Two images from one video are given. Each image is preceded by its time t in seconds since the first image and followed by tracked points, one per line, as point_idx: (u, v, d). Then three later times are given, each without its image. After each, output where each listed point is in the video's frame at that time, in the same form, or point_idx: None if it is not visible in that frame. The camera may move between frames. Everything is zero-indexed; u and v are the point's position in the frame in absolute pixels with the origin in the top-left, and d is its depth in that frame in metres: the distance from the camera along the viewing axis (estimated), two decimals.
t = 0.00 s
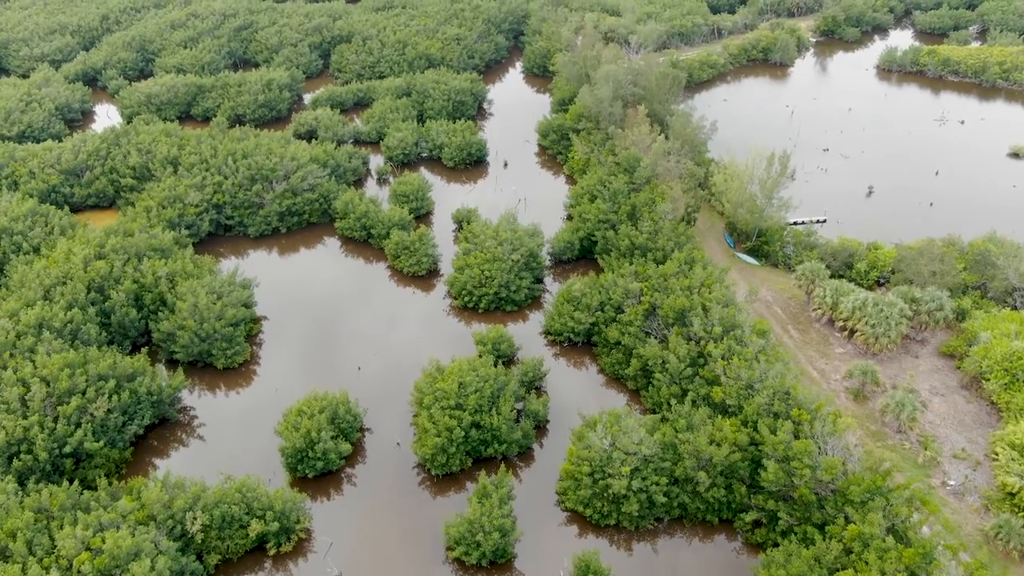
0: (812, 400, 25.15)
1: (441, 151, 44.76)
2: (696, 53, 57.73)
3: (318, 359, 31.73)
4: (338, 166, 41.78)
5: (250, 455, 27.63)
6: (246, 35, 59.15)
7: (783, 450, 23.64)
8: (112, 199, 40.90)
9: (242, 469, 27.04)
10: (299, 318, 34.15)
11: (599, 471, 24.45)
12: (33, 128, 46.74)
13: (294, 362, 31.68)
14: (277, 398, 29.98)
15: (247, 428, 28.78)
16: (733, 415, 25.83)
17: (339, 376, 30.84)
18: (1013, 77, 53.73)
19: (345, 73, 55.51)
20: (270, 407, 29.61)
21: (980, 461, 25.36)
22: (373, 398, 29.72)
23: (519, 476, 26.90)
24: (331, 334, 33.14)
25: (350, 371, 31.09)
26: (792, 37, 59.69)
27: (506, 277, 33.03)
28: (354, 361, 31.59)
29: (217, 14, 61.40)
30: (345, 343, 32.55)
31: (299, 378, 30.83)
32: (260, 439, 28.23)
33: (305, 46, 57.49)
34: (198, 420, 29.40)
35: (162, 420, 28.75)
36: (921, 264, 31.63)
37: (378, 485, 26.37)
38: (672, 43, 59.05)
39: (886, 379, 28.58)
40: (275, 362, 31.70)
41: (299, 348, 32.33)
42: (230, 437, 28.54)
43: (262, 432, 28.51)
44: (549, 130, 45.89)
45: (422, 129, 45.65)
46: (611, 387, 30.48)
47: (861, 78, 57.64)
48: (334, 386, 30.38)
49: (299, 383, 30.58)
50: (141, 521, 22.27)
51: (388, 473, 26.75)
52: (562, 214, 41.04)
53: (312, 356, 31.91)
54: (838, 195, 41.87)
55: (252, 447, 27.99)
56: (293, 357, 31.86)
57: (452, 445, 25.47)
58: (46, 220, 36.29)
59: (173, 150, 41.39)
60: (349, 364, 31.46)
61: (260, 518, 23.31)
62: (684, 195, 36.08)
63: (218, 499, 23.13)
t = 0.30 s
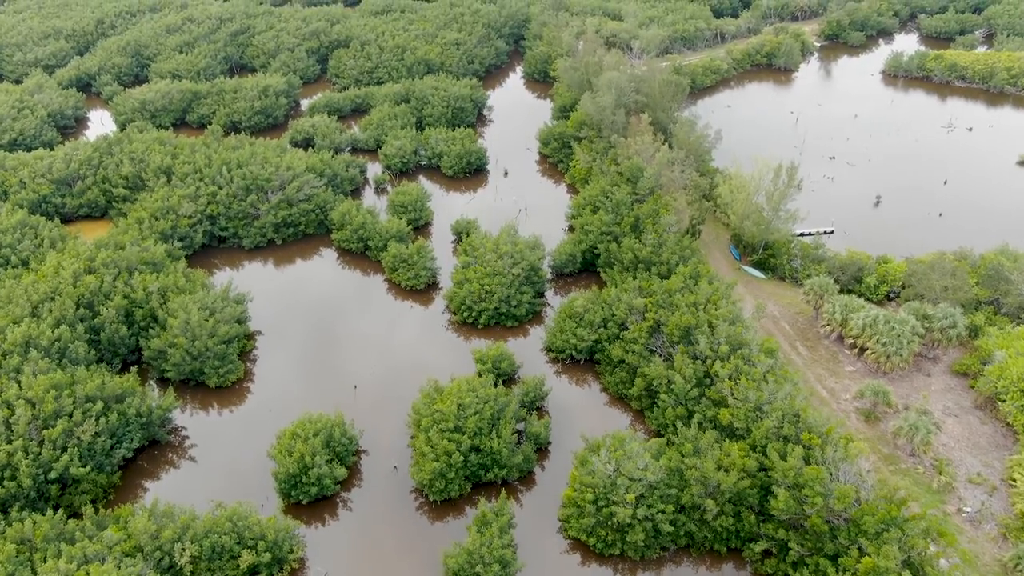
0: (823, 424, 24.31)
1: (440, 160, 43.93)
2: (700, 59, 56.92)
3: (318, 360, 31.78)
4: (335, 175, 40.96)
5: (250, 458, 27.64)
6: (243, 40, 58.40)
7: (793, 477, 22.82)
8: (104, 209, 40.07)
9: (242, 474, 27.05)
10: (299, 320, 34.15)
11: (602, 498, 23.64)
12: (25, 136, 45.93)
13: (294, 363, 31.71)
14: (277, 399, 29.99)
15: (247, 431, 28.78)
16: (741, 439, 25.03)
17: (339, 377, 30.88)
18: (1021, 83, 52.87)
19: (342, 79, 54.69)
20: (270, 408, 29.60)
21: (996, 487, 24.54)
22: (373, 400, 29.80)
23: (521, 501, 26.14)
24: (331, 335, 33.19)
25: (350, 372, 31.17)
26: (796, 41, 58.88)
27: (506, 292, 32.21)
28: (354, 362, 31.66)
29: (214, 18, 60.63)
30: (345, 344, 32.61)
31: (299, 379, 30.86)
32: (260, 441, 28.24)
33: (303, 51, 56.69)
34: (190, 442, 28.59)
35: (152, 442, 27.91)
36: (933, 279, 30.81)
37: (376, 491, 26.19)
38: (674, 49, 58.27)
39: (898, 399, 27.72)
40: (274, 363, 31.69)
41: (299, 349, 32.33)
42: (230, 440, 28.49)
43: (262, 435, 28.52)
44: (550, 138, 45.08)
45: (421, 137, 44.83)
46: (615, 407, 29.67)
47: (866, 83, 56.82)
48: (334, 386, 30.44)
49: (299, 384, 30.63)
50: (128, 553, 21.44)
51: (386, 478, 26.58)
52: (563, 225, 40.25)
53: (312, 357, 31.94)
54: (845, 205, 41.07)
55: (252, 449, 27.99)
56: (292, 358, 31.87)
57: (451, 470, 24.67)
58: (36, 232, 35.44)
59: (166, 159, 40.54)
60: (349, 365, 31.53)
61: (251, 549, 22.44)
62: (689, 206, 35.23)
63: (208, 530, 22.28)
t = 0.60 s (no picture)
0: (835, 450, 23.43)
1: (439, 169, 43.09)
2: (703, 64, 56.08)
3: (318, 361, 31.85)
4: (331, 185, 40.12)
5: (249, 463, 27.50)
6: (239, 45, 57.61)
7: (804, 506, 22.01)
8: (96, 220, 39.22)
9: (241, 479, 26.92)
10: (298, 324, 34.04)
11: (606, 527, 22.82)
12: (16, 144, 45.09)
13: (293, 367, 31.62)
14: (276, 403, 29.90)
15: (246, 435, 28.65)
16: (750, 464, 24.20)
17: (339, 380, 30.84)
18: None
19: (340, 85, 53.85)
20: (269, 411, 29.49)
21: (1014, 514, 23.65)
22: (373, 402, 29.76)
23: (522, 527, 25.36)
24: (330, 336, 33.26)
25: (350, 375, 31.14)
26: (801, 46, 58.01)
27: (507, 308, 31.37)
28: (354, 364, 31.73)
29: (210, 23, 59.83)
30: (344, 348, 32.56)
31: (299, 382, 30.83)
32: (260, 445, 28.14)
33: (300, 56, 55.87)
34: (181, 464, 27.77)
35: (141, 465, 27.09)
36: (946, 294, 29.94)
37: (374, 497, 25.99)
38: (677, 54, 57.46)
39: (911, 420, 26.86)
40: (273, 367, 31.60)
41: (298, 352, 32.27)
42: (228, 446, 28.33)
43: (262, 439, 28.41)
44: (551, 146, 44.24)
45: (420, 145, 43.97)
46: (619, 428, 28.88)
47: (871, 89, 55.96)
48: (334, 389, 30.40)
49: (298, 387, 30.57)
50: None
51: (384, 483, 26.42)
52: (565, 237, 39.42)
53: (312, 360, 31.89)
54: (852, 215, 40.26)
55: (252, 454, 27.86)
56: (292, 359, 31.92)
57: (450, 497, 23.86)
58: (25, 244, 34.56)
59: (159, 168, 39.67)
60: (349, 368, 31.55)
61: None
62: (694, 218, 34.38)
63: (197, 562, 21.42)
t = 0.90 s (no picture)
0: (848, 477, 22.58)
1: (438, 178, 42.23)
2: (706, 69, 55.24)
3: (318, 360, 31.85)
4: (328, 196, 39.33)
5: (250, 466, 27.36)
6: (235, 50, 56.76)
7: (816, 537, 21.26)
8: (88, 231, 38.37)
9: (241, 484, 26.76)
10: (298, 326, 33.94)
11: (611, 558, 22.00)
12: (7, 152, 44.23)
13: (292, 369, 31.46)
14: (275, 404, 29.76)
15: (246, 439, 28.49)
16: (759, 491, 23.41)
17: (339, 381, 30.72)
18: None
19: (338, 90, 52.98)
20: (269, 413, 29.35)
21: None
22: (373, 404, 29.67)
23: (523, 554, 24.51)
24: (331, 336, 33.28)
25: (350, 376, 31.03)
26: (806, 51, 57.14)
27: (507, 324, 30.52)
28: (354, 363, 31.71)
29: (206, 27, 59.00)
30: (344, 350, 32.43)
31: (298, 383, 30.70)
32: (260, 448, 28.00)
33: (297, 61, 55.01)
34: (171, 487, 26.93)
35: (129, 490, 26.24)
36: (959, 311, 29.08)
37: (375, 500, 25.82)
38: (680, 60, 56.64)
39: (924, 443, 26.02)
40: (273, 368, 31.44)
41: (299, 353, 32.25)
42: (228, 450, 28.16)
43: (262, 442, 28.27)
44: (552, 155, 43.42)
45: (419, 154, 43.12)
46: (623, 449, 28.03)
47: (877, 94, 55.12)
48: (334, 391, 30.27)
49: (298, 388, 30.43)
50: None
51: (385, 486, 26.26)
52: (567, 249, 38.62)
53: (311, 361, 31.78)
54: (860, 225, 39.46)
55: (251, 457, 27.71)
56: (292, 359, 31.94)
57: (449, 525, 23.03)
58: (14, 257, 33.68)
59: (152, 177, 38.80)
60: (349, 367, 31.55)
61: None
62: (699, 231, 33.53)
63: None
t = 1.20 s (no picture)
0: (862, 507, 21.72)
1: (437, 187, 41.37)
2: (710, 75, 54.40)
3: (318, 361, 32.06)
4: (324, 207, 38.52)
5: (250, 466, 27.48)
6: (232, 54, 55.94)
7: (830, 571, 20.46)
8: (79, 242, 37.54)
9: (242, 484, 26.86)
10: (297, 327, 34.12)
11: None
12: None
13: (292, 370, 31.58)
14: (275, 404, 29.86)
15: (246, 438, 28.52)
16: (769, 520, 22.62)
17: (338, 382, 30.90)
18: None
19: (336, 96, 52.15)
20: (268, 413, 29.43)
21: None
22: (373, 404, 29.85)
23: None
24: (330, 337, 33.47)
25: (350, 377, 31.17)
26: (810, 56, 56.28)
27: (508, 341, 29.66)
28: (354, 364, 31.88)
29: (202, 32, 58.19)
30: (344, 352, 32.54)
31: (298, 384, 30.83)
32: (260, 448, 28.10)
33: (294, 66, 54.19)
34: (161, 512, 26.10)
35: (118, 516, 25.40)
36: (974, 328, 28.23)
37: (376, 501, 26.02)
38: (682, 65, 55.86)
39: (939, 467, 25.20)
40: (273, 369, 31.56)
41: (298, 353, 32.44)
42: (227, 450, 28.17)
43: (262, 441, 28.36)
44: (554, 164, 42.59)
45: (417, 163, 42.28)
46: (627, 473, 27.17)
47: (883, 100, 54.27)
48: (334, 391, 30.41)
49: (298, 388, 30.55)
50: None
51: (387, 488, 26.47)
52: (568, 262, 37.82)
53: (311, 362, 31.96)
54: (868, 236, 38.63)
55: (252, 457, 27.79)
56: (292, 359, 32.17)
57: (447, 555, 22.16)
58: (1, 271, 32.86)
59: (145, 187, 37.95)
60: (349, 367, 31.71)
61: None
62: (705, 244, 32.67)
63: None
